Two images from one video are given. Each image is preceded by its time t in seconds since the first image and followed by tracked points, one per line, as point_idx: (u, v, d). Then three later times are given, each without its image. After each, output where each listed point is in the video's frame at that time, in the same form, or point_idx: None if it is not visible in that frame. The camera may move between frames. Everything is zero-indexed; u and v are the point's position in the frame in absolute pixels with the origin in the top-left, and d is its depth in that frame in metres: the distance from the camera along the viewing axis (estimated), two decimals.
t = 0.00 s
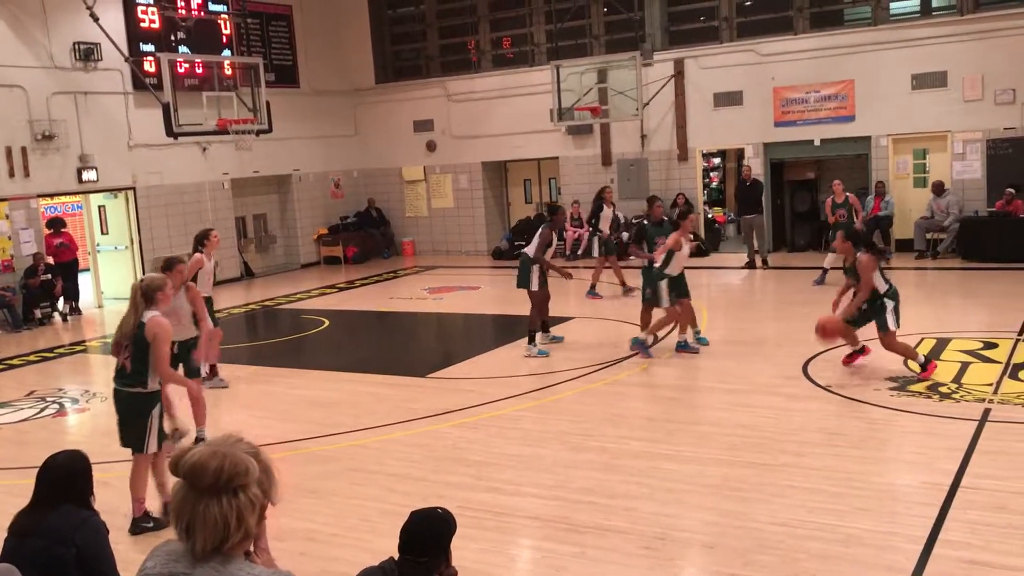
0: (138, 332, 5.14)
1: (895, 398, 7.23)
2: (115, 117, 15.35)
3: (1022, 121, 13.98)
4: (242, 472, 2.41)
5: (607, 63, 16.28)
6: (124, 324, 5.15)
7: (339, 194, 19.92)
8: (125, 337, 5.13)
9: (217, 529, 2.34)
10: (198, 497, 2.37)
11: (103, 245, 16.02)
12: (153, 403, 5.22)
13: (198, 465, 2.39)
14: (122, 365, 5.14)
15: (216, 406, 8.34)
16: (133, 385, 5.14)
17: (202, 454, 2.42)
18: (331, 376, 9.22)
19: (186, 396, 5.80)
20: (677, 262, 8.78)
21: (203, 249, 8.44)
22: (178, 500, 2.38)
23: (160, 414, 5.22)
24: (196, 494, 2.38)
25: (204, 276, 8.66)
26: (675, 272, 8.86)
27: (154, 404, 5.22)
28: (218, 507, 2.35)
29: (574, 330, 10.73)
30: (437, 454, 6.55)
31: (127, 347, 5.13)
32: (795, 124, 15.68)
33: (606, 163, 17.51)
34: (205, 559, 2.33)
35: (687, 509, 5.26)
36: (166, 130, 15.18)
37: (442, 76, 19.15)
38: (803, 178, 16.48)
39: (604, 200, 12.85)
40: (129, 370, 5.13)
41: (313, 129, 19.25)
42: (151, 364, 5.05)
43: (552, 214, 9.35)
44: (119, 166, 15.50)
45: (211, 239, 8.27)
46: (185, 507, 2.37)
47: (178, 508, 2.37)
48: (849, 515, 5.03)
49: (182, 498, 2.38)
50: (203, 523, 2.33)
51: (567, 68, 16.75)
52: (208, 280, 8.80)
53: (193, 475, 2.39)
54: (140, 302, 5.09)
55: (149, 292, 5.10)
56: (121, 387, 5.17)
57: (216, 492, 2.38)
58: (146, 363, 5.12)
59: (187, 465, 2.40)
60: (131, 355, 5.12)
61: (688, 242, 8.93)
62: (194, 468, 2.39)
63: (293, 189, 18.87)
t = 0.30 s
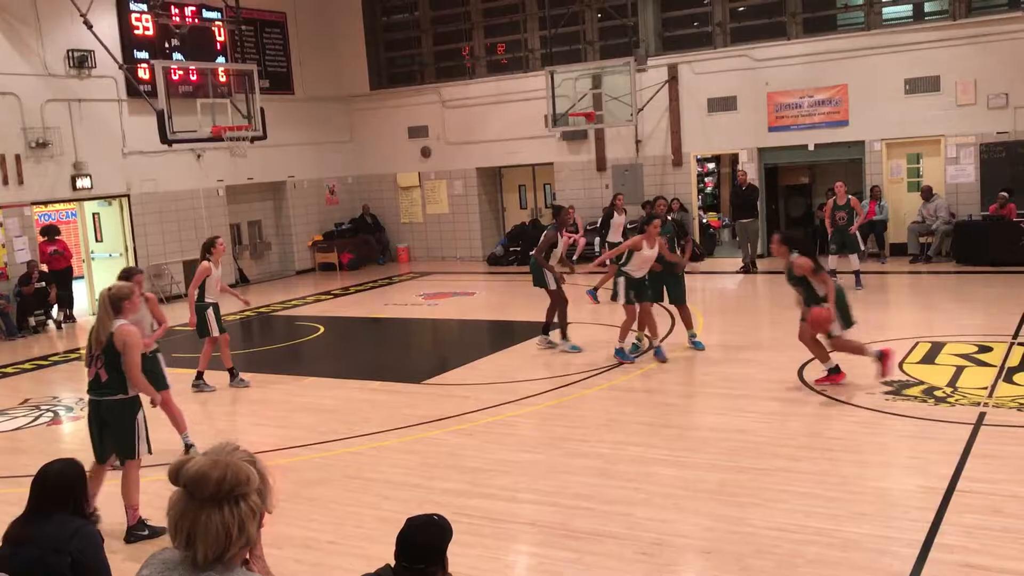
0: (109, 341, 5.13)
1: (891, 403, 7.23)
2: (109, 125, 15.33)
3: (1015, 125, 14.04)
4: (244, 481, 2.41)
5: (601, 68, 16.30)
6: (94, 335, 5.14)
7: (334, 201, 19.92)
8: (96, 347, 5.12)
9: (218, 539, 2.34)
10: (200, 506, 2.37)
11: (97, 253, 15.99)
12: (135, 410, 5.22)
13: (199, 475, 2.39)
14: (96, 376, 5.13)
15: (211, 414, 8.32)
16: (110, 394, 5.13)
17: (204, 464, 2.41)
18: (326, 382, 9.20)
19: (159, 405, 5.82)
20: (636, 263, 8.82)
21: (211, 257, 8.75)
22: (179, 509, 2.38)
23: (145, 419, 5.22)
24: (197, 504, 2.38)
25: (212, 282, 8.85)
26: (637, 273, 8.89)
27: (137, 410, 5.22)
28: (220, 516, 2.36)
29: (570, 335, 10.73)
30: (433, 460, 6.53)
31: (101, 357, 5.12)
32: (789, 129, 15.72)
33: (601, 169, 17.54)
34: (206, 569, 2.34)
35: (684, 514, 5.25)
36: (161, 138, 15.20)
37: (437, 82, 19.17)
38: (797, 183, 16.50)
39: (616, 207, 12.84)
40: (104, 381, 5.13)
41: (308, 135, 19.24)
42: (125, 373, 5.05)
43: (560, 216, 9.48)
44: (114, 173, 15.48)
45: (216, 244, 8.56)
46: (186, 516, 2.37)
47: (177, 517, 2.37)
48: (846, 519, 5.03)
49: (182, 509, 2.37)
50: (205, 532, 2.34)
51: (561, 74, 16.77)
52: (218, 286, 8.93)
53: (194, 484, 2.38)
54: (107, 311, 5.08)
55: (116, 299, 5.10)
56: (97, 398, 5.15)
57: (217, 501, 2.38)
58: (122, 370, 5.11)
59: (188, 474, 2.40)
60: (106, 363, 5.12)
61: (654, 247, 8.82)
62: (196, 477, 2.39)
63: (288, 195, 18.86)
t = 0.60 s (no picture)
0: (85, 345, 5.08)
1: (889, 407, 7.23)
2: (108, 128, 15.33)
3: (1013, 131, 14.07)
4: (250, 486, 2.44)
5: (600, 73, 16.31)
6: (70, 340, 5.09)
7: (332, 205, 19.91)
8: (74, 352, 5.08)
9: (224, 543, 2.37)
10: (207, 510, 2.39)
11: (95, 256, 15.98)
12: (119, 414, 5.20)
13: (206, 479, 2.41)
14: (77, 382, 5.10)
15: (209, 418, 8.31)
16: (92, 399, 5.11)
17: (210, 469, 2.43)
18: (324, 386, 9.20)
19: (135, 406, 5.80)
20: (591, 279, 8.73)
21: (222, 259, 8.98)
22: (185, 513, 2.40)
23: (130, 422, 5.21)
24: (203, 508, 2.40)
25: (223, 282, 9.03)
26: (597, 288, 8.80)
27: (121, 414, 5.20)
28: (226, 520, 2.38)
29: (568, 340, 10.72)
30: (432, 465, 6.53)
31: (82, 362, 5.09)
32: (787, 133, 15.74)
33: (599, 173, 17.54)
34: (210, 572, 2.37)
35: (682, 519, 5.25)
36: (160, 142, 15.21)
37: (435, 87, 19.18)
38: (796, 187, 16.52)
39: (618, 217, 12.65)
40: (85, 386, 5.10)
41: (306, 139, 19.24)
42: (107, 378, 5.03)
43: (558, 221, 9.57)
44: (113, 177, 15.48)
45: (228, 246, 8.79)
46: (191, 519, 2.39)
47: (182, 519, 2.39)
48: (844, 524, 5.02)
49: (188, 512, 2.39)
50: (210, 537, 2.36)
51: (560, 79, 16.77)
52: (230, 287, 9.11)
53: (201, 488, 2.40)
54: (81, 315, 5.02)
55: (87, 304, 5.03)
56: (79, 404, 5.13)
57: (223, 506, 2.40)
58: (105, 375, 5.08)
59: (195, 479, 2.41)
60: (88, 369, 5.08)
61: (604, 261, 8.66)
62: (204, 482, 2.40)
63: (287, 200, 18.86)
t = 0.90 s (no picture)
0: (86, 342, 5.10)
1: (893, 412, 7.22)
2: (113, 129, 15.37)
3: (1018, 136, 14.05)
4: (249, 487, 2.44)
5: (605, 76, 16.31)
6: (71, 337, 5.10)
7: (337, 207, 19.92)
8: (76, 349, 5.10)
9: (222, 545, 2.37)
10: (205, 512, 2.39)
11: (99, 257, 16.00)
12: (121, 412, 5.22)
13: (204, 480, 2.41)
14: (80, 379, 5.11)
15: (212, 419, 8.31)
16: (96, 396, 5.12)
17: (210, 470, 2.43)
18: (327, 388, 9.20)
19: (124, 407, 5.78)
20: (553, 271, 8.84)
21: (235, 260, 9.06)
22: (183, 514, 2.40)
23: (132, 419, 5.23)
24: (201, 508, 2.40)
25: (236, 283, 9.07)
26: (557, 283, 8.88)
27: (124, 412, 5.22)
28: (224, 522, 2.39)
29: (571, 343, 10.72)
30: (434, 468, 6.52)
31: (85, 359, 5.09)
32: (792, 138, 15.73)
33: (603, 176, 17.55)
34: (209, 572, 2.38)
35: (685, 523, 5.24)
36: (165, 143, 15.23)
37: (440, 90, 19.20)
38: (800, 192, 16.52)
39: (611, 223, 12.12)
40: (88, 383, 5.11)
41: (311, 141, 19.28)
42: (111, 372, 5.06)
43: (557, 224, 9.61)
44: (118, 178, 15.51)
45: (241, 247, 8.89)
46: (190, 520, 2.39)
47: (182, 520, 2.40)
48: (847, 529, 5.01)
49: (187, 512, 2.40)
50: (209, 538, 2.37)
51: (565, 82, 16.77)
52: (243, 286, 9.17)
53: (200, 489, 2.40)
54: (82, 312, 5.04)
55: (88, 300, 5.05)
56: (83, 401, 5.14)
57: (222, 507, 2.41)
58: (109, 372, 5.11)
59: (194, 479, 2.42)
60: (92, 367, 5.09)
61: (565, 251, 8.87)
62: (203, 482, 2.41)
63: (291, 202, 18.89)
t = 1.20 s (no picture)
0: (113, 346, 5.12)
1: (903, 418, 7.18)
2: (124, 133, 15.44)
3: None
4: (257, 489, 2.44)
5: (614, 81, 16.30)
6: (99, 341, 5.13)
7: (346, 211, 19.97)
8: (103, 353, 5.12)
9: (231, 546, 2.38)
10: (214, 513, 2.40)
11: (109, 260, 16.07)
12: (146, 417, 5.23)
13: (214, 481, 2.42)
14: (106, 382, 5.14)
15: (221, 422, 8.33)
16: (120, 400, 5.14)
17: (219, 471, 2.44)
18: (336, 392, 9.21)
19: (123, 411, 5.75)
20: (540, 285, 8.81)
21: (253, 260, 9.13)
22: (193, 515, 2.41)
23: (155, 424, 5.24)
24: (210, 509, 2.41)
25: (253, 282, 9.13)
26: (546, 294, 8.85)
27: (147, 417, 5.22)
28: (233, 523, 2.39)
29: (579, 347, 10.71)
30: (443, 471, 6.52)
31: (110, 363, 5.11)
32: (801, 142, 15.70)
33: (612, 181, 17.54)
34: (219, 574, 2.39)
35: (694, 527, 5.23)
36: (175, 146, 15.29)
37: (449, 94, 19.24)
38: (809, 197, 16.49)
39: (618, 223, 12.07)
40: (114, 387, 5.13)
41: (320, 145, 19.33)
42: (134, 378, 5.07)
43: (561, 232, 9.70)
44: (128, 182, 15.58)
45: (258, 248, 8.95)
46: (199, 521, 2.40)
47: (191, 521, 2.40)
48: (858, 535, 4.99)
49: (196, 514, 2.41)
50: (218, 539, 2.38)
51: (574, 86, 16.78)
52: (260, 286, 9.22)
53: (209, 490, 2.41)
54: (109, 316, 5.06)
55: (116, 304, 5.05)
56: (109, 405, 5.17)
57: (231, 508, 2.41)
58: (132, 377, 5.11)
59: (204, 481, 2.43)
60: (115, 371, 5.11)
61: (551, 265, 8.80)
62: (212, 483, 2.42)
63: (301, 206, 18.94)
